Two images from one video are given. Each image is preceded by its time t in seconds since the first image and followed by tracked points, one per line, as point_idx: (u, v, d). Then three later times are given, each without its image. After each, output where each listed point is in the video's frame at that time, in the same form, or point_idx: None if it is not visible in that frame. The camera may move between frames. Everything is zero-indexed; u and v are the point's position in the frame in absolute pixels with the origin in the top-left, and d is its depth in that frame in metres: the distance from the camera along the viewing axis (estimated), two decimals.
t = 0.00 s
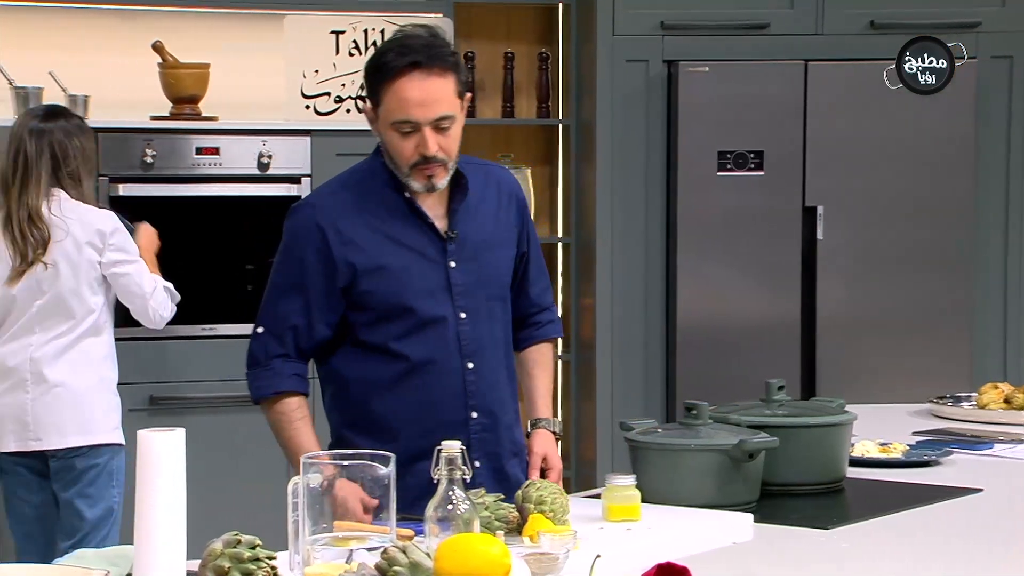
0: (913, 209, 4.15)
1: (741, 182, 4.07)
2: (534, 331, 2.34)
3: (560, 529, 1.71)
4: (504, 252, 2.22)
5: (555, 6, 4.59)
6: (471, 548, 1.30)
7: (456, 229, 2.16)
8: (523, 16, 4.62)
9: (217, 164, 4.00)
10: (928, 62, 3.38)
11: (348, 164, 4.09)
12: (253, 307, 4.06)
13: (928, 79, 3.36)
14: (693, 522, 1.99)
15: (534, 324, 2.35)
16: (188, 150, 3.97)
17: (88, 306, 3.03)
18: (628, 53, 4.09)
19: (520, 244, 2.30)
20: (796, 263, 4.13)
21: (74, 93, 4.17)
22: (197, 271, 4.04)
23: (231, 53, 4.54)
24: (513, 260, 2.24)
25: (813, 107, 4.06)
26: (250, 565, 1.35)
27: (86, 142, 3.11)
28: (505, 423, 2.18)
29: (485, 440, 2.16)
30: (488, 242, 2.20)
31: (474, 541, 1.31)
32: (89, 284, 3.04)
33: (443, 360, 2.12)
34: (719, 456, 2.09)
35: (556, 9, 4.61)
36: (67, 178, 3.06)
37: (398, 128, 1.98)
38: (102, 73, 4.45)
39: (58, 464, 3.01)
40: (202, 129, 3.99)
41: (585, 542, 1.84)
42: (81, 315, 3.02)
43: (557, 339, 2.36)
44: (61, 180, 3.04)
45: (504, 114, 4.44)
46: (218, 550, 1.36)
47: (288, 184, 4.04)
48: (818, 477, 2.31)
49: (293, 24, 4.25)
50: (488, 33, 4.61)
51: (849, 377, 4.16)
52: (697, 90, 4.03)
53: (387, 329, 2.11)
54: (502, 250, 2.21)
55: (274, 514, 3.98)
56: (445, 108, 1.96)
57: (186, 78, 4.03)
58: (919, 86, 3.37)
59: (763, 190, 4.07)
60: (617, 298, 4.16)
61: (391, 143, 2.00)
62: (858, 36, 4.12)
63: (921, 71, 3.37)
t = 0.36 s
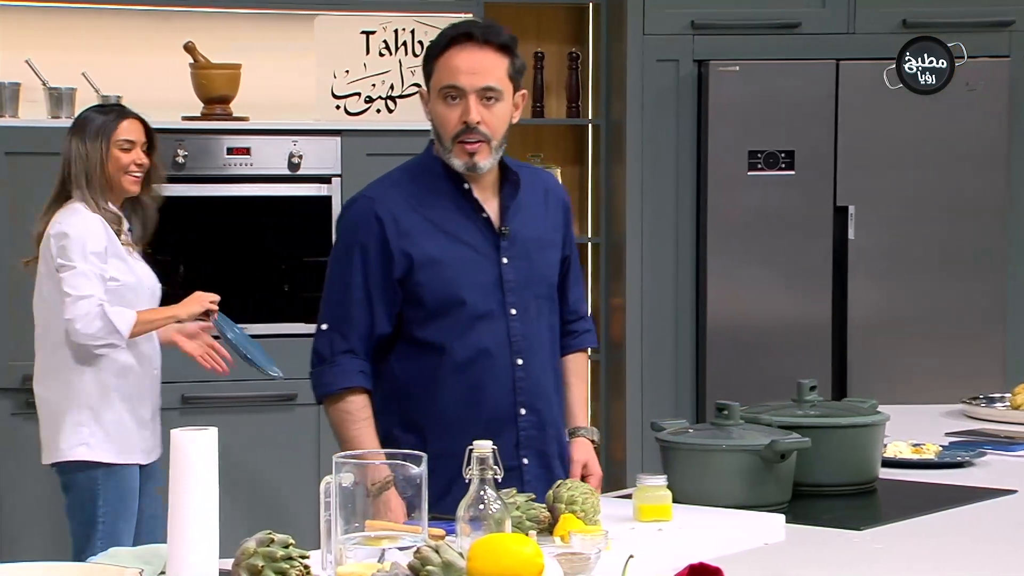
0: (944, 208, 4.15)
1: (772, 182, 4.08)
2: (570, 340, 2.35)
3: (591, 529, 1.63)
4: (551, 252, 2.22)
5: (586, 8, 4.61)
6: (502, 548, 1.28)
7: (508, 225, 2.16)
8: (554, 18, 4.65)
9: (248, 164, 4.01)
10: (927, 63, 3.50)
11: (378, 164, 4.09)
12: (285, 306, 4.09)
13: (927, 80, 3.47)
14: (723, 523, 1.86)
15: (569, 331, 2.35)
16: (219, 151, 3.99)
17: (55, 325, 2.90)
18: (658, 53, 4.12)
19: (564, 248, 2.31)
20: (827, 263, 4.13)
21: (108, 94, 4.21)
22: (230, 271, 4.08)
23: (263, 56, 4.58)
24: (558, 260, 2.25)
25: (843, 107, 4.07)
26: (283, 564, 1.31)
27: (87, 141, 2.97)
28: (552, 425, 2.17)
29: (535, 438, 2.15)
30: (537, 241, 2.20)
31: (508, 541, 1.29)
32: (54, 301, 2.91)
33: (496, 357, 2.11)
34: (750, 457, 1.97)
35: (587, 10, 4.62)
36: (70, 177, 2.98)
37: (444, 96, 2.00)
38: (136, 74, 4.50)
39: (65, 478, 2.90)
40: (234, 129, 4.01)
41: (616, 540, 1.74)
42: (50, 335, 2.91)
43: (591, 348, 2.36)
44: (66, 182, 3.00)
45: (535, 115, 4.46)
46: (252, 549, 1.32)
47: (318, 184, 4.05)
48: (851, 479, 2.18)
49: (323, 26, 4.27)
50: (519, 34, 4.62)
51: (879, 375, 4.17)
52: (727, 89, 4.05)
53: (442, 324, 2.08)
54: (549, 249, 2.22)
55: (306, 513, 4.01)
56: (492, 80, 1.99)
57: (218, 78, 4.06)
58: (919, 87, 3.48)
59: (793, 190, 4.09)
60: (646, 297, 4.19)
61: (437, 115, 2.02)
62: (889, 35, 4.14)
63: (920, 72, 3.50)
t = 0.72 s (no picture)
0: (965, 208, 4.15)
1: (793, 181, 4.09)
2: (639, 345, 2.34)
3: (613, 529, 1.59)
4: (606, 251, 2.21)
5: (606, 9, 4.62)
6: (523, 548, 1.26)
7: (560, 224, 2.16)
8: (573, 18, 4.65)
9: (270, 164, 4.02)
10: (928, 62, 3.15)
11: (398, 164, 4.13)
12: (306, 306, 4.11)
13: (928, 79, 3.14)
14: (746, 523, 1.81)
15: (635, 337, 2.34)
16: (242, 151, 4.00)
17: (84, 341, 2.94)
18: (680, 53, 4.11)
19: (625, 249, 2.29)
20: (849, 263, 4.13)
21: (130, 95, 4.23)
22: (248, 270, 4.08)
23: (285, 55, 4.60)
24: (614, 259, 2.23)
25: (866, 106, 4.07)
26: (306, 563, 1.28)
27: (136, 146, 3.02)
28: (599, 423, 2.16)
29: (583, 435, 2.13)
30: (590, 239, 2.19)
31: (530, 541, 1.27)
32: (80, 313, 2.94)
33: (542, 354, 2.11)
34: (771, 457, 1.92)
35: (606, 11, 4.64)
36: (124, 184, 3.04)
37: (505, 111, 1.99)
38: (160, 74, 4.51)
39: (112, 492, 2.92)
40: (256, 129, 4.02)
41: (635, 537, 1.72)
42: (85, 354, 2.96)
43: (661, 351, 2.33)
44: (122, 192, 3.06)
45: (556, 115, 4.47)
46: (275, 548, 1.30)
47: (340, 184, 4.08)
48: (875, 480, 2.11)
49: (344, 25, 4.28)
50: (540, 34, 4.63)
51: (899, 375, 4.18)
52: (749, 89, 4.05)
53: (488, 319, 2.10)
54: (603, 248, 2.21)
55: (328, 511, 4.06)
56: (552, 94, 1.97)
57: (240, 78, 4.08)
58: (919, 87, 3.14)
59: (815, 189, 4.09)
60: (668, 297, 4.19)
61: (497, 126, 2.01)
62: (912, 34, 4.13)
63: (921, 71, 3.14)
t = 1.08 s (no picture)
0: (971, 208, 4.15)
1: (799, 181, 4.09)
2: (692, 352, 2.36)
3: (619, 528, 1.59)
4: (658, 263, 2.23)
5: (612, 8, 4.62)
6: (531, 547, 1.26)
7: (611, 232, 2.18)
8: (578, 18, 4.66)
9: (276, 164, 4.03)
10: (928, 62, 3.14)
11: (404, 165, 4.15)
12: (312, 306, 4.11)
13: (928, 79, 3.14)
14: (750, 523, 1.81)
15: (691, 344, 2.36)
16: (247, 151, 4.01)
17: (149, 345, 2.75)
18: (685, 53, 4.11)
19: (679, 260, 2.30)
20: (855, 263, 4.13)
21: (135, 94, 4.23)
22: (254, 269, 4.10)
23: (291, 55, 4.60)
24: (667, 272, 2.25)
25: (871, 106, 4.07)
26: (312, 563, 1.28)
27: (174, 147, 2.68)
28: (630, 433, 2.19)
29: (608, 443, 2.18)
30: (641, 250, 2.21)
31: (535, 541, 1.27)
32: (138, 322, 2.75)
33: (576, 358, 2.15)
34: (777, 457, 1.92)
35: (612, 11, 4.64)
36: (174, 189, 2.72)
37: (570, 126, 2.00)
38: (160, 73, 4.51)
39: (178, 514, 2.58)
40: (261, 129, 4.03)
41: (640, 537, 1.72)
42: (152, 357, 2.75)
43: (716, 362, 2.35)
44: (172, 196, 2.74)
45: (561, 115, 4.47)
46: (281, 548, 1.30)
47: (346, 184, 4.09)
48: (880, 480, 2.11)
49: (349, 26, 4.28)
50: (544, 34, 4.63)
51: (905, 376, 4.17)
52: (755, 88, 4.05)
53: (530, 318, 2.15)
54: (653, 261, 2.22)
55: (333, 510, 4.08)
56: (618, 117, 1.97)
57: (246, 78, 4.08)
58: (919, 87, 3.14)
59: (820, 189, 4.10)
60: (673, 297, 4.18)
61: (561, 138, 2.03)
62: (918, 34, 4.13)
63: (921, 71, 3.14)
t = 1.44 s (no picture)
0: (971, 208, 4.15)
1: (799, 182, 4.09)
2: (706, 360, 2.35)
3: (619, 529, 1.59)
4: (676, 269, 2.24)
5: (612, 9, 4.62)
6: (531, 548, 1.25)
7: (630, 237, 2.19)
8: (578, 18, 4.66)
9: (276, 165, 4.04)
10: (928, 62, 3.14)
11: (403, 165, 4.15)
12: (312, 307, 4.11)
13: (928, 79, 3.13)
14: (749, 524, 1.81)
15: (708, 352, 2.35)
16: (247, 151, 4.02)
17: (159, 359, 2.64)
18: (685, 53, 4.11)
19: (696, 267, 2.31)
20: (855, 263, 4.13)
21: (135, 95, 4.23)
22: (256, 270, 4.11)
23: (291, 56, 4.60)
24: (684, 278, 2.25)
25: (871, 107, 4.08)
26: (312, 564, 1.28)
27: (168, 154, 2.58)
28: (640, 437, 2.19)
29: (618, 448, 2.17)
30: (659, 256, 2.22)
31: (535, 541, 1.26)
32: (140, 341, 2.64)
33: (591, 361, 2.15)
34: (777, 458, 1.92)
35: (612, 11, 4.64)
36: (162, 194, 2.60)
37: (593, 130, 2.01)
38: (160, 74, 4.52)
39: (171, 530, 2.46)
40: (261, 130, 4.04)
41: (639, 537, 1.72)
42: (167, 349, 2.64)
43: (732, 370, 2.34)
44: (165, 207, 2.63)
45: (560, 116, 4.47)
46: (281, 549, 1.30)
47: (346, 184, 4.09)
48: (879, 481, 2.11)
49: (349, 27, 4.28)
50: (544, 35, 4.63)
51: (906, 376, 4.17)
52: (755, 88, 4.05)
53: (546, 319, 2.15)
54: (671, 266, 2.23)
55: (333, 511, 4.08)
56: (642, 124, 1.98)
57: (246, 79, 4.08)
58: (919, 87, 3.14)
59: (820, 190, 4.10)
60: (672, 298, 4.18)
61: (582, 140, 2.04)
62: (918, 35, 4.13)
63: (921, 71, 3.14)
